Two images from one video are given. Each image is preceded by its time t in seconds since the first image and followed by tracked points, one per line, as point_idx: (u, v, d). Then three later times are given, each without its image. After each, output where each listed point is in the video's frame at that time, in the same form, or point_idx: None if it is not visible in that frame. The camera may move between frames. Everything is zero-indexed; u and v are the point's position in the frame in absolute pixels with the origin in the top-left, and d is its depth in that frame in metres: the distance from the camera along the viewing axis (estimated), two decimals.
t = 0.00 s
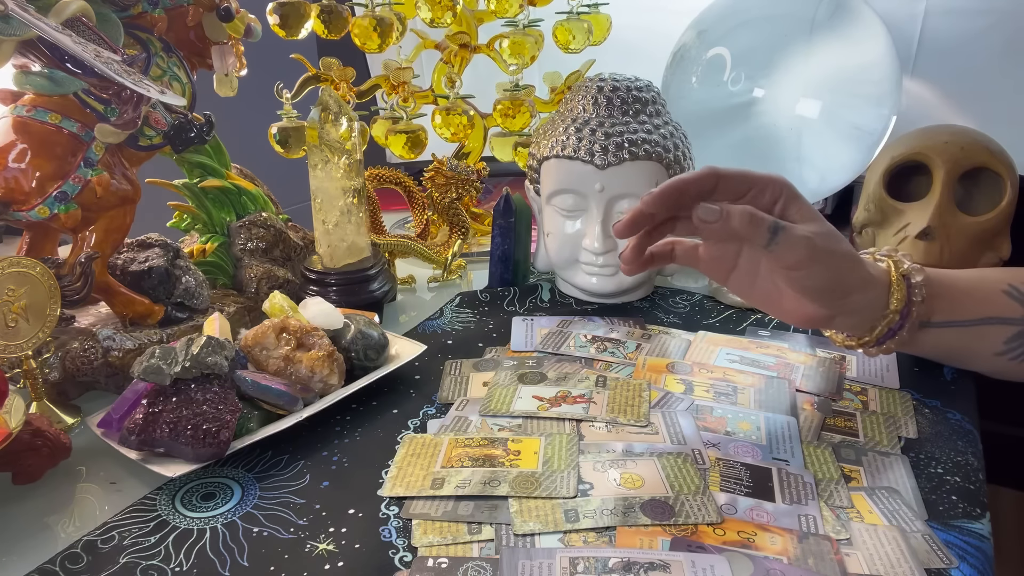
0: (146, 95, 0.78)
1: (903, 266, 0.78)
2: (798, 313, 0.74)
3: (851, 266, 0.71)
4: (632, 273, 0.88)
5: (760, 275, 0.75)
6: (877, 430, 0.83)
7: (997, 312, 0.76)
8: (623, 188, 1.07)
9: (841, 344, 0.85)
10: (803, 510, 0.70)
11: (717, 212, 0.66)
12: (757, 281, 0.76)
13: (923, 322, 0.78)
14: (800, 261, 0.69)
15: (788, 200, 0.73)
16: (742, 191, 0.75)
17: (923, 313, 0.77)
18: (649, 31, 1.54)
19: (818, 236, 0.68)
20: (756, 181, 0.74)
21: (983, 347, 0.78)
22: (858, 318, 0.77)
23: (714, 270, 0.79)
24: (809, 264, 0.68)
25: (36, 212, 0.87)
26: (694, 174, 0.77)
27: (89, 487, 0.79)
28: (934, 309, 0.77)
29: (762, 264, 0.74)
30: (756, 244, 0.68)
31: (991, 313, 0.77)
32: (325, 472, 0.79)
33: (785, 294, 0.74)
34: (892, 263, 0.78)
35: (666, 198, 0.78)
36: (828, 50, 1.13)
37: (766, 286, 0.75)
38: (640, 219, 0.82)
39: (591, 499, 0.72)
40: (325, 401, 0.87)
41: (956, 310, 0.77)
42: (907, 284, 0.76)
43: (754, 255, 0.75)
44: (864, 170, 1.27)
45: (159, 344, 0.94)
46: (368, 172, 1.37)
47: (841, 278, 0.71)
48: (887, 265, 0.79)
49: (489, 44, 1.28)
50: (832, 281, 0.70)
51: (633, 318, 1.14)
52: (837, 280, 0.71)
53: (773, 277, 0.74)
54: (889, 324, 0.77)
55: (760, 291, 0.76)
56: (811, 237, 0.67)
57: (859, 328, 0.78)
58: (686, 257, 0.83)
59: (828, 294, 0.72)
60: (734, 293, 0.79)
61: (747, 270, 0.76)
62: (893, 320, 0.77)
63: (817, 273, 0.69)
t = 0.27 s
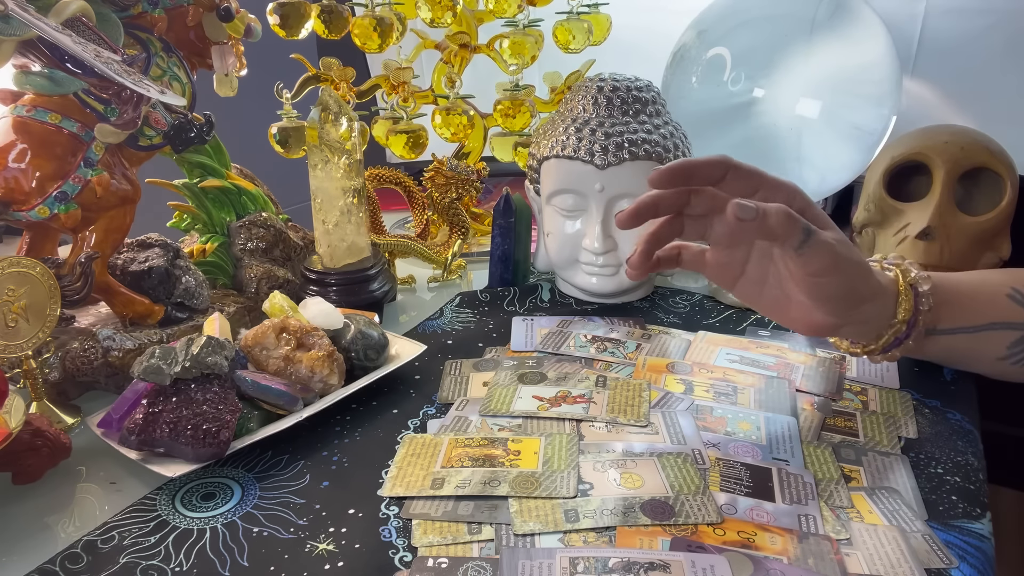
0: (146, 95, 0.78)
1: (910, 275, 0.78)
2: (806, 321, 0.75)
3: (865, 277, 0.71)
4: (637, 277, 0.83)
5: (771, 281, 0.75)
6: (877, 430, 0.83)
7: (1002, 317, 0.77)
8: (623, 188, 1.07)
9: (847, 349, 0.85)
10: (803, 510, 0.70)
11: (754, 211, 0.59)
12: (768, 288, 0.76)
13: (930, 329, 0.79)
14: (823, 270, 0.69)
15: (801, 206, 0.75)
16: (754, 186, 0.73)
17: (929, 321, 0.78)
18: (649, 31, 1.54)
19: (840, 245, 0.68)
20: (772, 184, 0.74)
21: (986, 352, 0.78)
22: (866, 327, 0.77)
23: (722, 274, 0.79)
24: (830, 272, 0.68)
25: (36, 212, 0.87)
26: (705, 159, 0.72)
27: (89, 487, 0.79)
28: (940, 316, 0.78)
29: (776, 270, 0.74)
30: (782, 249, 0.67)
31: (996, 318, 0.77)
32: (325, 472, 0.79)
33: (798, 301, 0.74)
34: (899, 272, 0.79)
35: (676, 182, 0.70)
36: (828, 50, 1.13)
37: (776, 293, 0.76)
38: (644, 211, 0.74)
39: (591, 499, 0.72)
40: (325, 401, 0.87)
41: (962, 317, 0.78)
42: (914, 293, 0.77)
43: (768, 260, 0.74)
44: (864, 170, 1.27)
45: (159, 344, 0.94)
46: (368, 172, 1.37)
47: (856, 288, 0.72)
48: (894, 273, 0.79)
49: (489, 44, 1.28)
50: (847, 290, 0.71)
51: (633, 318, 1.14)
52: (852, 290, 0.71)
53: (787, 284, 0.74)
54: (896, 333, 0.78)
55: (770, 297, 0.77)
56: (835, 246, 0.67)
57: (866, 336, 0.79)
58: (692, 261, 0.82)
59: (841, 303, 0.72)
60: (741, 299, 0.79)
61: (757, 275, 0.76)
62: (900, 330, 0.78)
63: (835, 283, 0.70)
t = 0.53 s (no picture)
0: (146, 95, 0.78)
1: (913, 287, 0.78)
2: (809, 339, 0.75)
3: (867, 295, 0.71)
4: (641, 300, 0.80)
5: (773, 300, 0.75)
6: (877, 430, 0.83)
7: (1005, 322, 0.77)
8: (623, 188, 1.07)
9: (850, 359, 0.86)
10: (803, 510, 0.70)
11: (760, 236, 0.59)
12: (771, 307, 0.75)
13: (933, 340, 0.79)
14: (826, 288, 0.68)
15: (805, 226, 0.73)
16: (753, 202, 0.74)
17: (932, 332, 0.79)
18: (648, 30, 1.54)
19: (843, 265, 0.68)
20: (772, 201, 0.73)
21: (988, 356, 0.79)
22: (870, 341, 0.77)
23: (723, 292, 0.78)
24: (835, 291, 0.68)
25: (36, 212, 0.87)
26: (707, 175, 0.71)
27: (89, 487, 0.79)
28: (943, 326, 0.79)
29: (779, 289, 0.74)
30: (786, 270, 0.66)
31: (999, 323, 0.78)
32: (325, 472, 0.79)
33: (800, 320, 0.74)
34: (902, 284, 0.79)
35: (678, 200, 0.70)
36: (828, 50, 1.13)
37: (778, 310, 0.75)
38: (645, 232, 0.73)
39: (590, 498, 0.72)
40: (325, 401, 0.87)
41: (965, 325, 0.79)
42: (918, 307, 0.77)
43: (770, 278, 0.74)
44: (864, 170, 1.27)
45: (159, 344, 0.94)
46: (368, 172, 1.37)
47: (858, 306, 0.71)
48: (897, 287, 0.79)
49: (489, 44, 1.28)
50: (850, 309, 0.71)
51: (633, 318, 1.14)
52: (854, 308, 0.71)
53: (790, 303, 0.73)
54: (897, 345, 0.79)
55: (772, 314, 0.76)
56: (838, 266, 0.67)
57: (868, 350, 0.79)
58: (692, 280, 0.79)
59: (845, 321, 0.72)
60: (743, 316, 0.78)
61: (758, 293, 0.76)
62: (903, 343, 0.78)
63: (838, 301, 0.69)
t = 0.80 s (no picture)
0: (146, 95, 0.78)
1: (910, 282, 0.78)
2: (806, 333, 0.74)
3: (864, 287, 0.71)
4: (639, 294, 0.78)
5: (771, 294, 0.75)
6: (877, 430, 0.83)
7: (1003, 321, 0.78)
8: (623, 188, 1.07)
9: (847, 356, 0.86)
10: (803, 510, 0.70)
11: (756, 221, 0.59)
12: (768, 301, 0.75)
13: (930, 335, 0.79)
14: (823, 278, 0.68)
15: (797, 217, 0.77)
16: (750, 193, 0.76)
17: (930, 327, 0.79)
18: (649, 30, 1.54)
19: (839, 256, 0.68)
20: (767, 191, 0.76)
21: (987, 354, 0.79)
22: (868, 336, 0.77)
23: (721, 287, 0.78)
24: (831, 281, 0.68)
25: (35, 212, 0.87)
26: (706, 164, 0.74)
27: (89, 487, 0.79)
28: (941, 323, 0.79)
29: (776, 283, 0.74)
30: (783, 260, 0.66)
31: (997, 322, 0.78)
32: (325, 472, 0.79)
33: (798, 313, 0.74)
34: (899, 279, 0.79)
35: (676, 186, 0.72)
36: (828, 50, 1.13)
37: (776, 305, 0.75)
38: (643, 224, 0.68)
39: (590, 498, 0.72)
40: (325, 401, 0.87)
41: (963, 322, 0.79)
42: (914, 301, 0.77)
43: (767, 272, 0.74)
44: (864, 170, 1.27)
45: (159, 343, 0.94)
46: (368, 172, 1.37)
47: (855, 298, 0.71)
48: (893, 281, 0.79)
49: (489, 44, 1.28)
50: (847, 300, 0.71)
51: (633, 318, 1.14)
52: (851, 299, 0.71)
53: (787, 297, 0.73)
54: (896, 341, 0.78)
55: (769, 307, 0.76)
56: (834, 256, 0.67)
57: (866, 345, 0.79)
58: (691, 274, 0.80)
59: (841, 313, 0.72)
60: (742, 311, 0.79)
61: (756, 288, 0.76)
62: (899, 338, 0.78)
63: (835, 293, 0.69)
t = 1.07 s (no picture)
0: (147, 95, 0.78)
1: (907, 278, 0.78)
2: (805, 329, 0.74)
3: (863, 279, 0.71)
4: (637, 294, 0.78)
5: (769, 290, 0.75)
6: (877, 430, 0.83)
7: (1002, 319, 0.78)
8: (623, 188, 1.07)
9: (847, 355, 0.86)
10: (803, 510, 0.70)
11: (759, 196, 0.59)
12: (768, 297, 0.75)
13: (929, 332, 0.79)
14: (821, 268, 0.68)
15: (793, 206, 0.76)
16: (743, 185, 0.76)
17: (929, 323, 0.79)
18: (649, 30, 1.54)
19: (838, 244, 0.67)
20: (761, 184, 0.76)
21: (986, 353, 0.79)
22: (866, 333, 0.77)
23: (721, 286, 0.78)
24: (830, 270, 0.67)
25: (35, 212, 0.87)
26: (700, 152, 0.73)
27: (89, 487, 0.79)
28: (939, 319, 0.79)
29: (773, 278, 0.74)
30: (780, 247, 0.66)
31: (996, 321, 0.78)
32: (325, 472, 0.79)
33: (796, 309, 0.73)
34: (896, 276, 0.79)
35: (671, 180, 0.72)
36: (828, 50, 1.13)
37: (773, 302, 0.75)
38: (638, 218, 0.70)
39: (589, 498, 0.72)
40: (324, 401, 0.87)
41: (961, 319, 0.79)
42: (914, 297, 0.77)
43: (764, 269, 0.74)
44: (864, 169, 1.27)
45: (159, 343, 0.94)
46: (368, 172, 1.37)
47: (854, 291, 0.71)
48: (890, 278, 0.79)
49: (489, 44, 1.28)
50: (846, 293, 0.70)
51: (633, 318, 1.14)
52: (851, 292, 0.70)
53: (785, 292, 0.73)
54: (894, 338, 0.78)
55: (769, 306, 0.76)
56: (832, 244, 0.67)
57: (865, 342, 0.79)
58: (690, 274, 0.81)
59: (840, 306, 0.71)
60: (741, 310, 0.79)
61: (754, 285, 0.76)
62: (898, 335, 0.78)
63: (834, 284, 0.69)
